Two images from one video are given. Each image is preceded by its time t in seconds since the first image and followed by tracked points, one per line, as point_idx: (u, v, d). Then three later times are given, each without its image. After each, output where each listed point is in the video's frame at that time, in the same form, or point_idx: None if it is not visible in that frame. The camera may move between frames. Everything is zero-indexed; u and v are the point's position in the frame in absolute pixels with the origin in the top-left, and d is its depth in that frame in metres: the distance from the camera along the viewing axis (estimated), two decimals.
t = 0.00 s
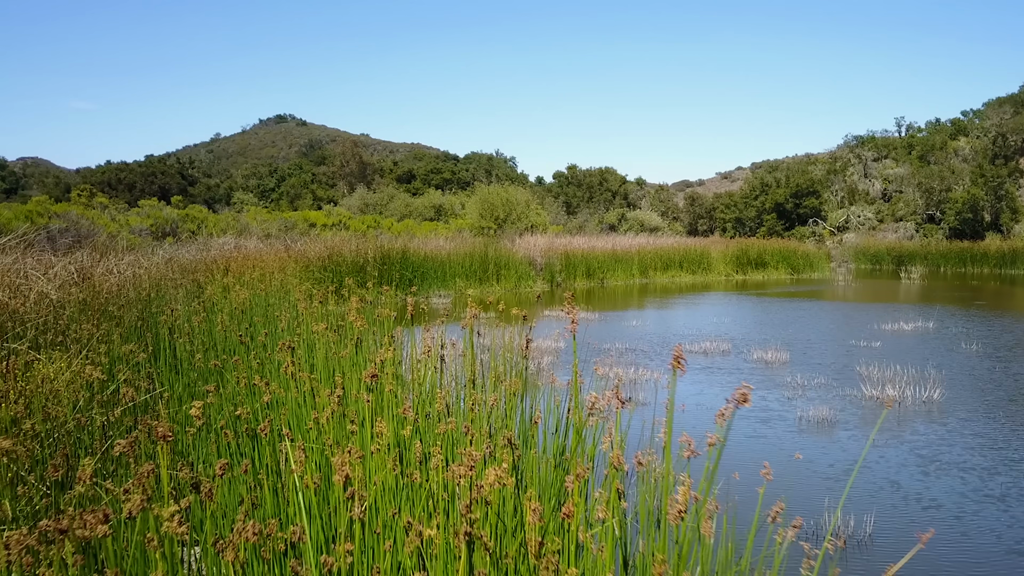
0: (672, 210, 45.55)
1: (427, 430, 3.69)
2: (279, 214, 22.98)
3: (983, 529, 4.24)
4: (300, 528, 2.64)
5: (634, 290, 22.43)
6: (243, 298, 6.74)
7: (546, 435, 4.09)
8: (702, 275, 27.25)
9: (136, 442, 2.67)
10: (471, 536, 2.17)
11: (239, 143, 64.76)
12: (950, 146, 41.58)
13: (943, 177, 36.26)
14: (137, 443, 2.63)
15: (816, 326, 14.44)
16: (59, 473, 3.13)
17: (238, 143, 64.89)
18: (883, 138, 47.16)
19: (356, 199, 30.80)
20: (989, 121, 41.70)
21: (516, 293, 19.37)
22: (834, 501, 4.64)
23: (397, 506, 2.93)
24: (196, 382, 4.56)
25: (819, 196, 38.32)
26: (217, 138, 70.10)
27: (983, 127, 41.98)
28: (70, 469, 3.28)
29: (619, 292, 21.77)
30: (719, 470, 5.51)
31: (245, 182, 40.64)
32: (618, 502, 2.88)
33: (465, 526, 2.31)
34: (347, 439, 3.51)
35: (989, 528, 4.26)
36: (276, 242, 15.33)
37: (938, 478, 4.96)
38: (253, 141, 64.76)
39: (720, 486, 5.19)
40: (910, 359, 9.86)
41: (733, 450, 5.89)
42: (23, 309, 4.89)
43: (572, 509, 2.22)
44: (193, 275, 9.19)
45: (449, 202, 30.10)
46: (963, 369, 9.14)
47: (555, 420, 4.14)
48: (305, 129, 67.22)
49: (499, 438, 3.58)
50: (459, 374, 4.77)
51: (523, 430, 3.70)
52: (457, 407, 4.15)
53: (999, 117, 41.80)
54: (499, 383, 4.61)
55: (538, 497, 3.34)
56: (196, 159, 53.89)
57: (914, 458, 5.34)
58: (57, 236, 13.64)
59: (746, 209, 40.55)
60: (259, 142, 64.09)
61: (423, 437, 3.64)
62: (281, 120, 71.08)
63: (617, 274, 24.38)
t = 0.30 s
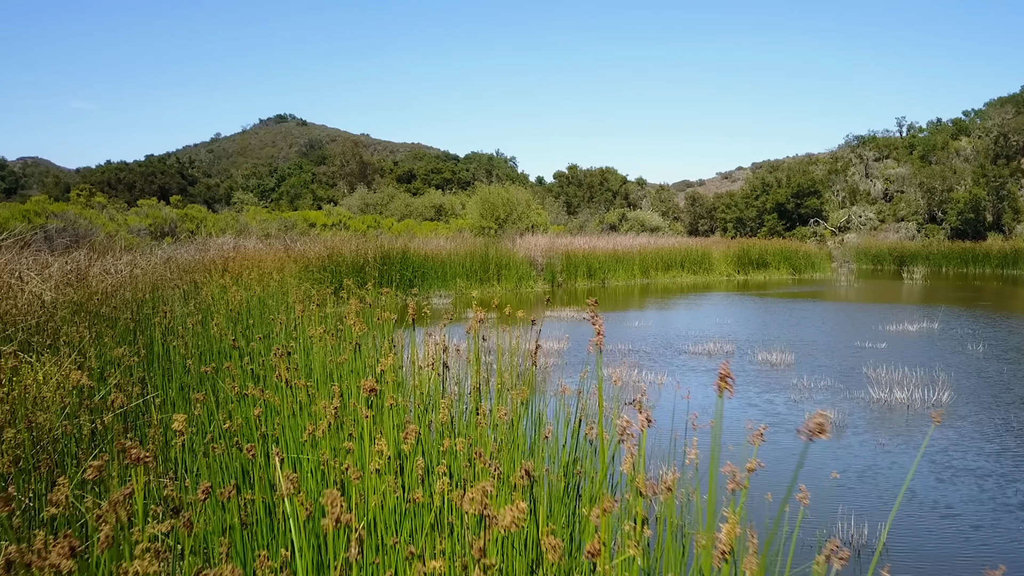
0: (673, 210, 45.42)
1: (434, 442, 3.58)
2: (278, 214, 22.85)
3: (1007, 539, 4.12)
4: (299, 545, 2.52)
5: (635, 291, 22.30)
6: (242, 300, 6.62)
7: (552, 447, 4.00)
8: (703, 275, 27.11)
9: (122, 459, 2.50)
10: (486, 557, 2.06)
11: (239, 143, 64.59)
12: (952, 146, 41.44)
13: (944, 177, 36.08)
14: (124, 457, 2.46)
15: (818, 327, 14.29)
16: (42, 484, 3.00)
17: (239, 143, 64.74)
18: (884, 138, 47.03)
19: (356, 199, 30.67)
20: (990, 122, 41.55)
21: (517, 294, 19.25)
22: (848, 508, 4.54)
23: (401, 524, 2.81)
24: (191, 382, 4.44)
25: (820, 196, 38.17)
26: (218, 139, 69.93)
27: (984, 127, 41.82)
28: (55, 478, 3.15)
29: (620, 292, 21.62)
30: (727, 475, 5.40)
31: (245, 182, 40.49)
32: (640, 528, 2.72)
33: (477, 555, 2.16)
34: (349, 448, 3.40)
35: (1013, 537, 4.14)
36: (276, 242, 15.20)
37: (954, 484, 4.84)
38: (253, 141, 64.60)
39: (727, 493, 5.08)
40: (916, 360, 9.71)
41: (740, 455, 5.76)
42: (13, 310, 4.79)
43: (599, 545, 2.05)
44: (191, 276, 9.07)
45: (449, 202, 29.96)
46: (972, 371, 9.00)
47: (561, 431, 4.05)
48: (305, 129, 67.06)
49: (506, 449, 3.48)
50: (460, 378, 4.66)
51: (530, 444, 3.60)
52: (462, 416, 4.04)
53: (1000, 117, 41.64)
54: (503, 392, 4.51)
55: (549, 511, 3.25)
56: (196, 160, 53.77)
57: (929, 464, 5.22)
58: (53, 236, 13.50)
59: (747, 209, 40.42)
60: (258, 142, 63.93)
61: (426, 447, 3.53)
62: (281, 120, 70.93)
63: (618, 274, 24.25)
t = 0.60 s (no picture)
0: (673, 210, 45.30)
1: (439, 454, 3.49)
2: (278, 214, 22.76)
3: None
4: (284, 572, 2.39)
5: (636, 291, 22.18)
6: (242, 302, 6.51)
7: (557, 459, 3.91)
8: (704, 275, 27.03)
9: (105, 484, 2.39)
10: None
11: (239, 143, 64.51)
12: (953, 146, 41.31)
13: (946, 177, 35.93)
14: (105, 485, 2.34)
15: (821, 328, 14.19)
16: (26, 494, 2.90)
17: (239, 143, 64.66)
18: (885, 138, 46.95)
19: (356, 199, 30.59)
20: (991, 123, 41.44)
21: (517, 295, 19.13)
22: (858, 517, 4.43)
23: (396, 551, 2.71)
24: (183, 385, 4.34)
25: (821, 197, 38.06)
26: (218, 138, 69.87)
27: (986, 128, 41.66)
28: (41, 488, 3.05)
29: (621, 293, 21.51)
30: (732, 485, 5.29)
31: (245, 182, 40.39)
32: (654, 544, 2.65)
33: None
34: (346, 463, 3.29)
35: None
36: (275, 243, 15.13)
37: (967, 495, 4.74)
38: (253, 141, 64.54)
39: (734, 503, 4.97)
40: (921, 362, 9.62)
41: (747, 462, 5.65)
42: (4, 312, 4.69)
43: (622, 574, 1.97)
44: (189, 276, 8.96)
45: (450, 202, 29.85)
46: (979, 374, 8.88)
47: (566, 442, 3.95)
48: (305, 129, 66.99)
49: (511, 465, 3.37)
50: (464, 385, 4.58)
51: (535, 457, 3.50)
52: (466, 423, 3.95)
53: (1002, 117, 41.48)
54: (506, 400, 4.42)
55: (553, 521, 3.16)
56: (196, 160, 53.72)
57: (941, 471, 5.16)
58: (51, 237, 13.40)
59: (748, 209, 40.34)
60: (258, 142, 63.85)
61: (427, 459, 3.42)
62: (281, 120, 70.81)
63: (619, 274, 24.14)
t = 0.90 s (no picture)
0: (674, 210, 45.17)
1: (447, 462, 3.40)
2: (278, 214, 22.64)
3: None
4: None
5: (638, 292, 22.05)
6: (240, 305, 6.38)
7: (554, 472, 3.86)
8: (705, 275, 26.94)
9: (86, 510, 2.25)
10: None
11: (239, 143, 64.39)
12: (954, 146, 41.17)
13: (947, 177, 35.79)
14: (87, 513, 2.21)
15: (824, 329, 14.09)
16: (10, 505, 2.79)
17: (239, 143, 64.54)
18: (886, 138, 46.82)
19: (356, 199, 30.47)
20: (992, 122, 41.31)
21: (519, 295, 19.04)
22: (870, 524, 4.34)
23: None
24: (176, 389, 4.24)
25: (822, 197, 37.94)
26: (218, 138, 69.76)
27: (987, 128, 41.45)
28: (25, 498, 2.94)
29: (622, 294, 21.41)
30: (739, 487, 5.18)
31: (245, 182, 40.27)
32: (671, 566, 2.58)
33: None
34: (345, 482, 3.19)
35: None
36: (275, 243, 15.02)
37: (982, 506, 4.66)
38: (253, 141, 64.41)
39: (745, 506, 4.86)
40: (927, 364, 9.51)
41: (751, 464, 5.56)
42: None
43: None
44: (188, 278, 8.83)
45: (450, 202, 29.73)
46: (987, 376, 8.77)
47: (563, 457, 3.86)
48: (305, 129, 66.86)
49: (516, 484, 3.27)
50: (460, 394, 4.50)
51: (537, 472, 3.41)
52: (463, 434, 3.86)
53: (1004, 117, 41.28)
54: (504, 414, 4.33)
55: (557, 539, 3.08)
56: (196, 160, 53.62)
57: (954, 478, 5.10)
58: (48, 237, 13.28)
59: (749, 209, 40.23)
60: (259, 142, 63.73)
61: (429, 475, 3.32)
62: (281, 120, 70.68)
63: (620, 275, 24.03)
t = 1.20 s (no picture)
0: (674, 211, 45.04)
1: (455, 472, 3.30)
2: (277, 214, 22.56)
3: None
4: None
5: (638, 292, 21.95)
6: (237, 307, 6.27)
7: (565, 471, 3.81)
8: (706, 276, 26.85)
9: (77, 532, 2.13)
10: None
11: (239, 143, 64.33)
12: (955, 147, 41.04)
13: (948, 178, 35.64)
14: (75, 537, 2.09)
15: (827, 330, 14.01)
16: None
17: (239, 143, 64.47)
18: (886, 138, 46.77)
19: (357, 199, 30.39)
20: (994, 121, 41.14)
21: (519, 296, 18.94)
22: (883, 534, 4.25)
23: None
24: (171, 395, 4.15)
25: (823, 197, 37.82)
26: (218, 138, 69.69)
27: (988, 128, 41.27)
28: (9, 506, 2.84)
29: (623, 295, 21.34)
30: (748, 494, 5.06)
31: (245, 182, 40.16)
32: None
33: None
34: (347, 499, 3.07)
35: None
36: (275, 243, 14.94)
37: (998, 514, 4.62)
38: (253, 141, 64.34)
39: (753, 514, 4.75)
40: (934, 367, 9.40)
41: (758, 470, 5.45)
42: None
43: None
44: (185, 278, 8.72)
45: (450, 203, 29.64)
46: (996, 378, 8.66)
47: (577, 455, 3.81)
48: (305, 129, 66.79)
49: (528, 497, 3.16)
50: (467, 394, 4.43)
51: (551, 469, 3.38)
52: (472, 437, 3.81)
53: (1005, 117, 41.08)
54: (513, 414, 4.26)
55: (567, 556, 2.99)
56: (196, 160, 53.58)
57: (970, 487, 5.05)
58: (47, 237, 13.21)
59: (749, 210, 40.15)
60: (259, 142, 63.63)
61: (433, 490, 3.19)
62: (281, 120, 70.60)
63: (621, 275, 23.93)
